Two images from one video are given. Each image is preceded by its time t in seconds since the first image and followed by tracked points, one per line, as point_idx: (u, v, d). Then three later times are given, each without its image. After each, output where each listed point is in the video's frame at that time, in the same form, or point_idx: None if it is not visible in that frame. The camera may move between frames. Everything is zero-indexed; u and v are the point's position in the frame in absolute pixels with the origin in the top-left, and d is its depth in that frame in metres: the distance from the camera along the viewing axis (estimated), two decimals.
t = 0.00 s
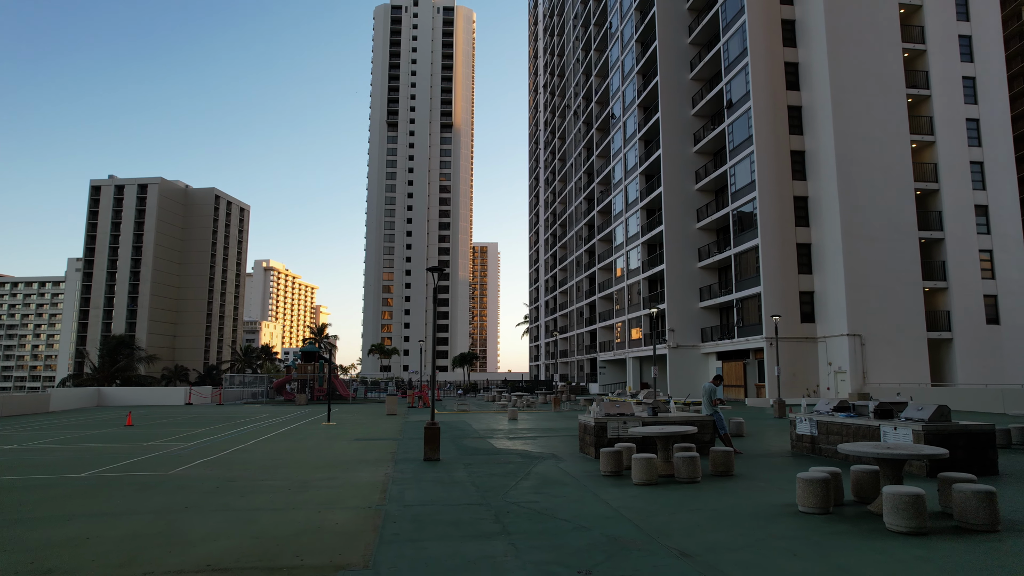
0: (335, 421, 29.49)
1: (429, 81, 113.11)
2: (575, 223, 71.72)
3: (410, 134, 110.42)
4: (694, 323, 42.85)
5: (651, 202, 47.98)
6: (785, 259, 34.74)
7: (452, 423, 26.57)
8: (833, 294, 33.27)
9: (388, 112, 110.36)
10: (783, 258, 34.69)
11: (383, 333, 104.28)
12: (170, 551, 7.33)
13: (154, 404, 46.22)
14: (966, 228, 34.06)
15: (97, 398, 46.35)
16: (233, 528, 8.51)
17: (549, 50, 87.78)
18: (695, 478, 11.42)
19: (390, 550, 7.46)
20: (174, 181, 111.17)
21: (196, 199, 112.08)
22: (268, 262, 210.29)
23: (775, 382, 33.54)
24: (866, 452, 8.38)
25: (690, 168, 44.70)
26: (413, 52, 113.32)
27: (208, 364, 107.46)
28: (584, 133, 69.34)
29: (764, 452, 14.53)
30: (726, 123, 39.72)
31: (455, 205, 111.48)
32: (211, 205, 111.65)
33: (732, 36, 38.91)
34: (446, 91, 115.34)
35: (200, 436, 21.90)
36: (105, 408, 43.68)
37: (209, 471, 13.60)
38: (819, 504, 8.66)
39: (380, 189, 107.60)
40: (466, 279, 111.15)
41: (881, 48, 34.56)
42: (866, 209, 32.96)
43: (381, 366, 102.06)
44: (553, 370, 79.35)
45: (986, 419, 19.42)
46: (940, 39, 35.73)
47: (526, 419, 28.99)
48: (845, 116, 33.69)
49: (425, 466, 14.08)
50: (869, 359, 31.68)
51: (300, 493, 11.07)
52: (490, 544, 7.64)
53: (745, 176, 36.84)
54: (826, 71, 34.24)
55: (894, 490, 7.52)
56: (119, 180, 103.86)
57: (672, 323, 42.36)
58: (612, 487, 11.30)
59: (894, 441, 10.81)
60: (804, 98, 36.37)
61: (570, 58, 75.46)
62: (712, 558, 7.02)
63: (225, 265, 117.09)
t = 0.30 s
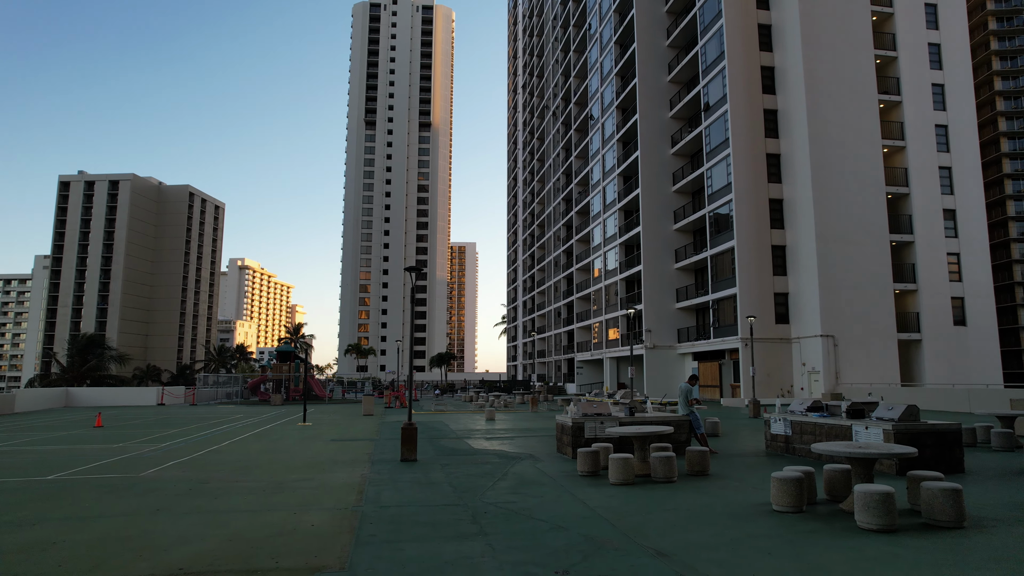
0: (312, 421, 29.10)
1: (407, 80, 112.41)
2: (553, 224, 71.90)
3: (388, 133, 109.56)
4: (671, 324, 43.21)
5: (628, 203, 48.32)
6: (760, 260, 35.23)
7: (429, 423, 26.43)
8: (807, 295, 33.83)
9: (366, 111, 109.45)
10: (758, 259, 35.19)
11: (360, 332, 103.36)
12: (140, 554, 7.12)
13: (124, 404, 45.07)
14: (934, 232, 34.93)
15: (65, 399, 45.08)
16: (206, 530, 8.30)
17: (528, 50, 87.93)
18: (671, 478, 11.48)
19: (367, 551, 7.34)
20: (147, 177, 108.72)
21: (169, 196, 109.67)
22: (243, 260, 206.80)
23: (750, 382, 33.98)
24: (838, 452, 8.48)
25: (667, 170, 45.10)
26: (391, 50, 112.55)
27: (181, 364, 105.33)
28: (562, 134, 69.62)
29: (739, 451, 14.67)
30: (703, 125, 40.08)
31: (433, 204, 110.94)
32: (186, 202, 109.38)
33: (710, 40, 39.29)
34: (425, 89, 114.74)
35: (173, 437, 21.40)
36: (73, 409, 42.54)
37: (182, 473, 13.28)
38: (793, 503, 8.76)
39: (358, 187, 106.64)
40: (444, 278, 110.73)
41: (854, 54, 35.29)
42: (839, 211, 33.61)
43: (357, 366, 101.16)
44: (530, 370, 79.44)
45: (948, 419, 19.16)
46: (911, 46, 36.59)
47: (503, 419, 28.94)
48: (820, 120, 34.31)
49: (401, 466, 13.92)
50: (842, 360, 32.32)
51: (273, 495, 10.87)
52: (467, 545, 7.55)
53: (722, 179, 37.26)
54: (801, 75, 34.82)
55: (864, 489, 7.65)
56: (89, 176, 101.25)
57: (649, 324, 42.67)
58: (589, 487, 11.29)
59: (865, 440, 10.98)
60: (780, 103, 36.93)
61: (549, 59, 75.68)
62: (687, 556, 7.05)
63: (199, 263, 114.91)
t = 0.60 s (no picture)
0: (286, 421, 28.65)
1: (384, 78, 111.48)
2: (530, 224, 71.98)
3: (364, 131, 108.51)
4: (646, 324, 43.59)
5: (605, 204, 48.61)
6: (735, 262, 35.74)
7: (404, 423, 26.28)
8: (779, 297, 34.43)
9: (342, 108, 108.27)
10: (732, 261, 35.68)
11: (335, 332, 102.20)
12: (106, 558, 6.90)
13: (91, 404, 43.84)
14: (903, 235, 35.81)
15: (29, 399, 43.68)
16: (174, 533, 8.07)
17: (505, 50, 87.93)
18: (646, 478, 11.53)
19: (341, 552, 7.22)
20: (116, 173, 105.91)
21: (140, 193, 106.84)
22: (217, 258, 201.15)
23: (724, 382, 34.43)
24: (810, 451, 8.59)
25: (643, 171, 45.49)
26: (368, 48, 111.50)
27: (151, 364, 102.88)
28: (540, 135, 69.77)
29: (713, 451, 14.84)
30: (679, 128, 40.52)
31: (410, 204, 110.19)
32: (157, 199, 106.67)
33: (686, 43, 39.73)
34: (402, 88, 113.93)
35: (142, 438, 20.86)
36: (38, 409, 41.25)
37: (150, 475, 12.92)
38: (766, 502, 8.85)
39: (333, 185, 105.43)
40: (420, 278, 110.07)
41: (826, 60, 36.03)
42: (811, 214, 34.28)
43: (331, 366, 100.04)
44: (506, 370, 79.43)
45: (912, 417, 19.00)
46: (880, 53, 37.46)
47: (480, 419, 28.84)
48: (793, 125, 34.96)
49: (376, 467, 13.75)
50: (813, 360, 32.96)
51: (246, 496, 10.65)
52: (443, 545, 7.47)
53: (697, 181, 37.67)
54: (775, 80, 35.43)
55: (834, 487, 7.76)
56: (56, 170, 98.31)
57: (624, 324, 42.98)
58: (564, 487, 11.29)
59: (835, 439, 11.16)
60: (754, 107, 37.54)
61: (527, 60, 75.77)
62: (663, 555, 7.07)
63: (170, 261, 112.36)
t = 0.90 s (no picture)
0: (258, 422, 28.14)
1: (360, 75, 110.34)
2: (505, 224, 71.96)
3: (339, 129, 107.27)
4: (620, 325, 43.90)
5: (580, 205, 48.85)
6: (708, 263, 36.22)
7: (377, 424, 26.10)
8: (751, 298, 35.00)
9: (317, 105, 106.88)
10: (706, 262, 36.16)
11: (308, 332, 100.86)
12: (71, 562, 6.67)
13: (55, 405, 42.45)
14: (871, 238, 36.71)
15: None
16: (140, 537, 7.83)
17: (482, 50, 87.77)
18: (619, 477, 11.60)
19: (313, 553, 7.10)
20: (82, 168, 102.69)
21: (106, 189, 103.75)
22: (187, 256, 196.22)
23: (697, 382, 34.85)
24: (781, 450, 8.72)
25: (618, 173, 45.84)
26: (344, 45, 110.27)
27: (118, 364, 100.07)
28: (515, 135, 69.83)
29: (685, 450, 15.00)
30: (654, 130, 40.90)
31: (385, 202, 109.23)
32: (125, 196, 103.64)
33: (661, 46, 40.11)
34: (377, 86, 112.90)
35: (107, 439, 20.25)
36: None
37: (115, 477, 12.55)
38: (737, 500, 8.97)
39: (306, 183, 103.97)
40: (394, 278, 109.20)
41: (798, 65, 36.76)
42: (783, 217, 34.92)
43: (304, 366, 98.72)
44: (481, 370, 79.24)
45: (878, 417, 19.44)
46: (850, 60, 38.39)
47: (454, 420, 28.67)
48: (766, 128, 35.59)
49: (349, 468, 13.58)
50: (783, 361, 33.59)
51: (215, 498, 10.41)
52: (416, 546, 7.39)
53: (671, 183, 38.05)
54: (749, 84, 36.03)
55: (804, 485, 7.89)
56: (18, 165, 94.91)
57: (599, 325, 43.25)
58: (539, 487, 11.28)
59: (805, 438, 11.37)
60: (728, 110, 38.11)
61: (503, 60, 75.79)
62: (636, 554, 7.10)
63: (138, 259, 109.44)
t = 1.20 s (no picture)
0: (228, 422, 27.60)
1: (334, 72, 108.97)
2: (480, 224, 71.84)
3: (312, 126, 105.81)
4: (594, 325, 44.17)
5: (554, 206, 49.03)
6: (681, 265, 36.70)
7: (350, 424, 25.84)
8: (723, 299, 35.55)
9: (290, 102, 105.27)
10: (679, 263, 36.63)
11: (279, 331, 99.29)
12: (27, 569, 6.40)
13: (15, 406, 40.96)
14: (840, 241, 37.57)
15: None
16: (104, 540, 7.57)
17: (458, 49, 87.49)
18: (592, 476, 11.64)
19: (284, 555, 6.95)
20: (45, 161, 99.24)
21: (71, 184, 100.49)
22: (155, 253, 191.58)
23: (669, 383, 35.26)
24: (752, 449, 8.82)
25: (593, 174, 46.12)
26: (318, 42, 108.83)
27: (81, 364, 96.96)
28: (491, 135, 69.80)
29: (657, 450, 15.16)
30: (628, 132, 41.24)
31: (358, 200, 108.05)
32: (91, 191, 100.53)
33: (636, 48, 40.45)
34: (352, 83, 111.62)
35: (70, 441, 19.58)
36: None
37: (78, 479, 12.13)
38: (708, 499, 9.08)
39: (279, 180, 102.29)
40: (367, 277, 108.11)
41: (769, 70, 37.47)
42: (754, 220, 35.53)
43: (275, 366, 97.20)
44: (454, 370, 78.97)
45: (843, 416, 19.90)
46: (820, 65, 39.23)
47: (427, 420, 28.45)
48: (738, 132, 36.19)
49: (321, 468, 13.35)
50: (754, 361, 34.18)
51: (183, 500, 10.14)
52: (389, 547, 7.29)
53: (645, 184, 38.41)
54: (722, 88, 36.59)
55: (774, 484, 8.01)
56: None
57: (573, 325, 43.47)
58: (512, 486, 11.26)
59: (775, 437, 11.56)
60: (701, 113, 38.66)
61: (479, 59, 75.65)
62: (608, 553, 7.13)
63: (104, 256, 106.21)
